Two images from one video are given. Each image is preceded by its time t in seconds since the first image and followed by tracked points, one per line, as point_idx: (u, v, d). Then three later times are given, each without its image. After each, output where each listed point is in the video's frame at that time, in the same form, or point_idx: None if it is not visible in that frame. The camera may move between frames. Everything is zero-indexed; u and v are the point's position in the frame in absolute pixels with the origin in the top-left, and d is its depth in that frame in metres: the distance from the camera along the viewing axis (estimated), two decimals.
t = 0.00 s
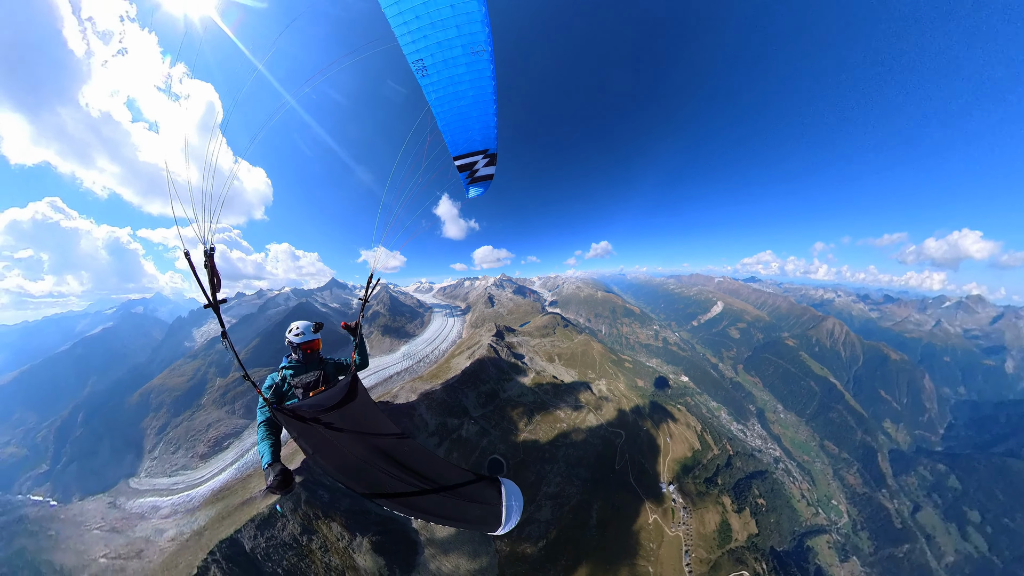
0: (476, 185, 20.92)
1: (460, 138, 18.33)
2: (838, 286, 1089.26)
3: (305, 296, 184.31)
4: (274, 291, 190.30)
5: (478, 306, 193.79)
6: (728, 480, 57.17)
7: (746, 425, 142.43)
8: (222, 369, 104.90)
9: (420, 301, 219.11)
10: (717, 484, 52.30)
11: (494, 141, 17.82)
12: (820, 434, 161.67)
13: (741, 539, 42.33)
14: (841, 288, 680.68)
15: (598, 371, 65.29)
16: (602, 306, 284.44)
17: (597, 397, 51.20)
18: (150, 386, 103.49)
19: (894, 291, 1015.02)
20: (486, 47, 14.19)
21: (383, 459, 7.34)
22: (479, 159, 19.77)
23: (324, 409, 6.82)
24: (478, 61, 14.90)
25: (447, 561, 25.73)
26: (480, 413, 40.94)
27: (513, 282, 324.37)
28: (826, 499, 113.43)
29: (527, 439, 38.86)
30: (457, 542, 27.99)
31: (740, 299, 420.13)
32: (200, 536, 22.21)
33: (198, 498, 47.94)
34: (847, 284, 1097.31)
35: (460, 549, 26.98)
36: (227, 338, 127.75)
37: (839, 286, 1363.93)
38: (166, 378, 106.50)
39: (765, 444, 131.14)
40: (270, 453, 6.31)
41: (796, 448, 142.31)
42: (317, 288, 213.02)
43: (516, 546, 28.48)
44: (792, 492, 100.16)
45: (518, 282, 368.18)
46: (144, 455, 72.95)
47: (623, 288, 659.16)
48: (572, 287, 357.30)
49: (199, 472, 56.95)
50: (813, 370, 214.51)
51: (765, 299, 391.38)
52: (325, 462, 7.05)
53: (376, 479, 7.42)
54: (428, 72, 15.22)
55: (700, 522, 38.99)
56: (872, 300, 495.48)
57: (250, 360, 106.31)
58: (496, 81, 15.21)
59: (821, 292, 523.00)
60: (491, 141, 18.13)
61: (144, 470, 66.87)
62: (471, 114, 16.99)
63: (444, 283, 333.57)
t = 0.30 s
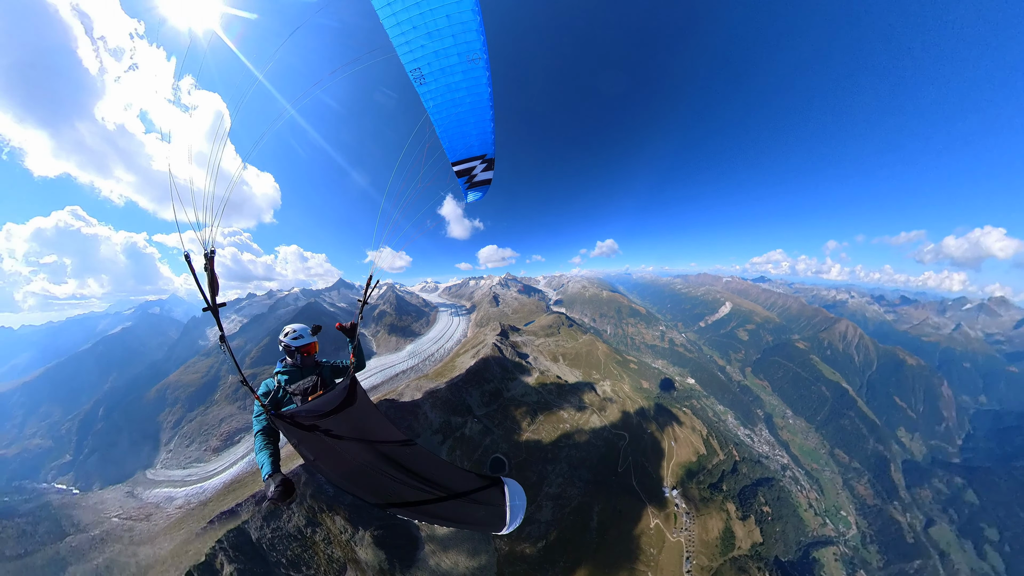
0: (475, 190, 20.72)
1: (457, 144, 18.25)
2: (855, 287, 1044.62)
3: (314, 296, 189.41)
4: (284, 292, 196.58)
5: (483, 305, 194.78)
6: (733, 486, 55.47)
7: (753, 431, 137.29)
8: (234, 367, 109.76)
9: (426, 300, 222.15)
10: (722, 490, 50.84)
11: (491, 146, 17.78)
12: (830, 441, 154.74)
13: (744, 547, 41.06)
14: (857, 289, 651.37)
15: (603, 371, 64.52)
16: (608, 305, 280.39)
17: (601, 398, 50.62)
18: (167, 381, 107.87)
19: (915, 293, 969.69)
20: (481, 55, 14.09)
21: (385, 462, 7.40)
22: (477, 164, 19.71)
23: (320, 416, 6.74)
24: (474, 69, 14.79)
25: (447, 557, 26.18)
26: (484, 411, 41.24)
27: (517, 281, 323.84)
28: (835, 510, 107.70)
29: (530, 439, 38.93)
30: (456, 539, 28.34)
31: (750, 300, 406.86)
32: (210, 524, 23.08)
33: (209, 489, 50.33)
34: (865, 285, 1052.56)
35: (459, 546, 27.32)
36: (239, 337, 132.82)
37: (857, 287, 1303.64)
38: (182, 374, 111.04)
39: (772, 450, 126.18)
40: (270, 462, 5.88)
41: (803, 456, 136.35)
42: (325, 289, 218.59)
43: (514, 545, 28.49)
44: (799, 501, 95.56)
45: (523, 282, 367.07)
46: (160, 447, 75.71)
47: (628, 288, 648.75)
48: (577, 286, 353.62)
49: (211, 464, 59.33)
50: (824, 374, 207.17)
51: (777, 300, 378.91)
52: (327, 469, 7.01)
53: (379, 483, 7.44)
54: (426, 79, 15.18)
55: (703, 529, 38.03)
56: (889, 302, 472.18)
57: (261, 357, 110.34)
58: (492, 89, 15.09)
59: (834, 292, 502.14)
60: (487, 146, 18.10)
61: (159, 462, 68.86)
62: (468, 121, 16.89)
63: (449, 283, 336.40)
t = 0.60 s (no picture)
0: (470, 194, 20.25)
1: (453, 149, 18.03)
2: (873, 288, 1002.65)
3: (321, 296, 193.52)
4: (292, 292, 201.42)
5: (488, 304, 195.32)
6: (738, 493, 53.81)
7: (761, 437, 132.54)
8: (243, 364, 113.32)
9: (431, 299, 224.53)
10: (726, 496, 49.41)
11: (486, 151, 17.65)
12: (840, 449, 148.17)
13: (747, 556, 39.88)
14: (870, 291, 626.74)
15: (607, 372, 63.70)
16: (613, 306, 276.15)
17: (605, 400, 50.02)
18: (179, 377, 111.71)
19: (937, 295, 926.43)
20: (477, 62, 14.20)
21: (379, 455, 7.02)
22: (472, 169, 19.48)
23: (317, 406, 6.69)
24: (471, 76, 14.86)
25: (446, 554, 26.37)
26: (487, 410, 41.48)
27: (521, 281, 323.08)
28: (843, 521, 102.22)
29: (532, 439, 38.84)
30: (456, 537, 28.39)
31: (758, 301, 395.52)
32: (218, 514, 24.03)
33: (218, 481, 52.02)
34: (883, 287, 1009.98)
35: (458, 544, 27.41)
36: (248, 334, 136.56)
37: (874, 287, 1250.36)
38: (194, 371, 114.54)
39: (779, 457, 121.32)
40: (266, 454, 5.79)
41: (812, 464, 130.68)
42: (332, 288, 222.98)
43: (513, 545, 28.41)
44: (805, 511, 91.23)
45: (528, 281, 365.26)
46: (171, 440, 78.16)
47: (633, 288, 636.08)
48: (583, 285, 349.68)
49: (220, 458, 61.58)
50: (835, 379, 200.45)
51: (788, 301, 367.36)
52: (323, 460, 6.76)
53: (376, 478, 7.10)
54: (423, 85, 15.10)
55: (705, 536, 36.98)
56: (904, 303, 451.80)
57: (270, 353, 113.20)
58: (488, 95, 15.12)
59: (845, 293, 483.97)
60: (483, 151, 17.98)
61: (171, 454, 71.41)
62: (464, 127, 16.85)
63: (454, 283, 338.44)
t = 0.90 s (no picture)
0: (470, 197, 20.27)
1: (453, 151, 17.89)
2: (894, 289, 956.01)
3: (329, 296, 198.53)
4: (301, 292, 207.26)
5: (492, 303, 195.84)
6: (744, 500, 52.27)
7: (769, 443, 127.73)
8: (255, 362, 116.97)
9: (437, 299, 227.39)
10: (731, 503, 48.04)
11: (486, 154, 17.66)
12: (852, 457, 141.24)
13: (751, 565, 38.72)
14: (888, 292, 599.15)
15: (612, 373, 62.95)
16: (619, 305, 271.47)
17: (609, 401, 49.53)
18: (195, 374, 116.35)
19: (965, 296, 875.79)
20: (479, 65, 14.15)
21: (386, 465, 6.96)
22: (473, 171, 19.58)
23: (323, 418, 6.55)
24: (472, 79, 14.79)
25: (446, 551, 26.83)
26: (491, 410, 41.70)
27: (526, 280, 322.18)
28: (853, 534, 96.59)
29: (535, 439, 38.84)
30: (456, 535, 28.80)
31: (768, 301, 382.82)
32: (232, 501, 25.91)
33: (231, 474, 53.78)
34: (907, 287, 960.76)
35: (458, 542, 27.67)
36: (260, 333, 141.22)
37: (897, 287, 1189.54)
38: (208, 368, 118.57)
39: (787, 465, 116.47)
40: (271, 471, 5.40)
41: (821, 472, 124.61)
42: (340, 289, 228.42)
43: (513, 544, 28.52)
44: (812, 521, 86.75)
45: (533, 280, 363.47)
46: (187, 434, 81.80)
47: (639, 288, 626.06)
48: (588, 284, 345.44)
49: (232, 451, 63.48)
50: (848, 385, 191.63)
51: (801, 302, 354.47)
52: (328, 472, 6.61)
53: (384, 489, 6.95)
54: (424, 86, 14.96)
55: (708, 543, 36.02)
56: (922, 306, 430.60)
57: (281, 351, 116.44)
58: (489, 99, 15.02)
59: (859, 293, 464.10)
60: (483, 154, 17.96)
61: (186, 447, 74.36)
62: (465, 129, 16.74)
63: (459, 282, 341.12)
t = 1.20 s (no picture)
0: (475, 201, 19.36)
1: (460, 155, 17.28)
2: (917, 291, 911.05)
3: (337, 295, 202.90)
4: (310, 291, 212.55)
5: (497, 303, 196.11)
6: (748, 509, 50.70)
7: (777, 450, 122.81)
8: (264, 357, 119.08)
9: (441, 298, 229.66)
10: (735, 511, 46.59)
11: (494, 158, 17.06)
12: (862, 468, 134.85)
13: None
14: (906, 294, 573.49)
15: (617, 375, 61.95)
16: (624, 306, 266.73)
17: (614, 403, 48.84)
18: (208, 368, 120.57)
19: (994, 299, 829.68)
20: (490, 72, 13.72)
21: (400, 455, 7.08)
22: (479, 175, 18.73)
23: (339, 410, 6.65)
24: (483, 85, 14.40)
25: (445, 548, 27.07)
26: (493, 409, 42.04)
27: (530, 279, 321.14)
28: (861, 548, 91.68)
29: (537, 440, 38.73)
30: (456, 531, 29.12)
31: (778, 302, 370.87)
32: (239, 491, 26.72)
33: (238, 466, 54.93)
34: (930, 288, 914.78)
35: (457, 539, 27.87)
36: (270, 330, 145.30)
37: (922, 289, 1128.62)
38: (220, 363, 122.23)
39: (795, 474, 111.61)
40: (284, 461, 5.37)
41: (830, 483, 118.88)
42: (348, 288, 233.31)
43: (511, 544, 28.61)
44: (818, 532, 82.63)
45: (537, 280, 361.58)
46: (199, 426, 84.97)
47: (646, 288, 615.19)
48: (594, 284, 340.94)
49: (241, 444, 64.43)
50: (861, 392, 183.41)
51: (812, 304, 342.25)
52: (344, 462, 6.72)
53: (398, 477, 7.11)
54: (435, 90, 14.52)
55: (710, 552, 34.99)
56: (942, 308, 411.08)
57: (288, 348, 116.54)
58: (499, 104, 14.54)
59: (873, 295, 446.20)
60: (490, 157, 17.30)
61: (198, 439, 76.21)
62: (473, 135, 16.27)
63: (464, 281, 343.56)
